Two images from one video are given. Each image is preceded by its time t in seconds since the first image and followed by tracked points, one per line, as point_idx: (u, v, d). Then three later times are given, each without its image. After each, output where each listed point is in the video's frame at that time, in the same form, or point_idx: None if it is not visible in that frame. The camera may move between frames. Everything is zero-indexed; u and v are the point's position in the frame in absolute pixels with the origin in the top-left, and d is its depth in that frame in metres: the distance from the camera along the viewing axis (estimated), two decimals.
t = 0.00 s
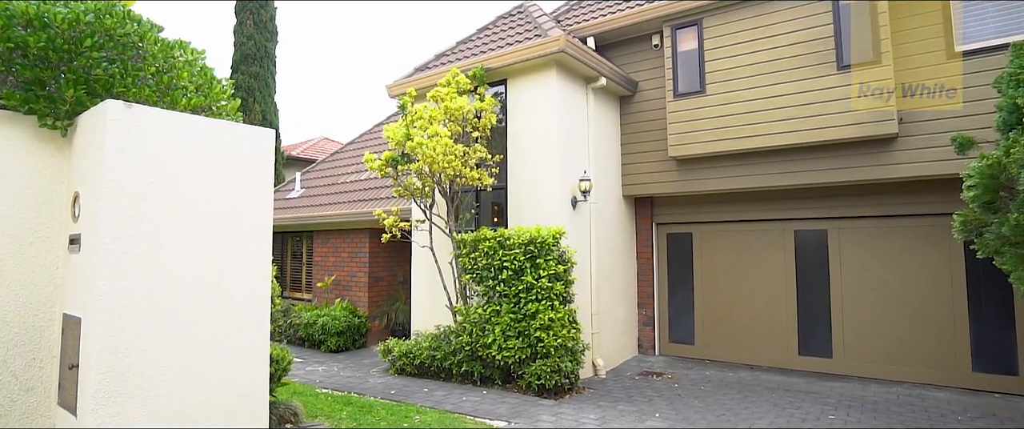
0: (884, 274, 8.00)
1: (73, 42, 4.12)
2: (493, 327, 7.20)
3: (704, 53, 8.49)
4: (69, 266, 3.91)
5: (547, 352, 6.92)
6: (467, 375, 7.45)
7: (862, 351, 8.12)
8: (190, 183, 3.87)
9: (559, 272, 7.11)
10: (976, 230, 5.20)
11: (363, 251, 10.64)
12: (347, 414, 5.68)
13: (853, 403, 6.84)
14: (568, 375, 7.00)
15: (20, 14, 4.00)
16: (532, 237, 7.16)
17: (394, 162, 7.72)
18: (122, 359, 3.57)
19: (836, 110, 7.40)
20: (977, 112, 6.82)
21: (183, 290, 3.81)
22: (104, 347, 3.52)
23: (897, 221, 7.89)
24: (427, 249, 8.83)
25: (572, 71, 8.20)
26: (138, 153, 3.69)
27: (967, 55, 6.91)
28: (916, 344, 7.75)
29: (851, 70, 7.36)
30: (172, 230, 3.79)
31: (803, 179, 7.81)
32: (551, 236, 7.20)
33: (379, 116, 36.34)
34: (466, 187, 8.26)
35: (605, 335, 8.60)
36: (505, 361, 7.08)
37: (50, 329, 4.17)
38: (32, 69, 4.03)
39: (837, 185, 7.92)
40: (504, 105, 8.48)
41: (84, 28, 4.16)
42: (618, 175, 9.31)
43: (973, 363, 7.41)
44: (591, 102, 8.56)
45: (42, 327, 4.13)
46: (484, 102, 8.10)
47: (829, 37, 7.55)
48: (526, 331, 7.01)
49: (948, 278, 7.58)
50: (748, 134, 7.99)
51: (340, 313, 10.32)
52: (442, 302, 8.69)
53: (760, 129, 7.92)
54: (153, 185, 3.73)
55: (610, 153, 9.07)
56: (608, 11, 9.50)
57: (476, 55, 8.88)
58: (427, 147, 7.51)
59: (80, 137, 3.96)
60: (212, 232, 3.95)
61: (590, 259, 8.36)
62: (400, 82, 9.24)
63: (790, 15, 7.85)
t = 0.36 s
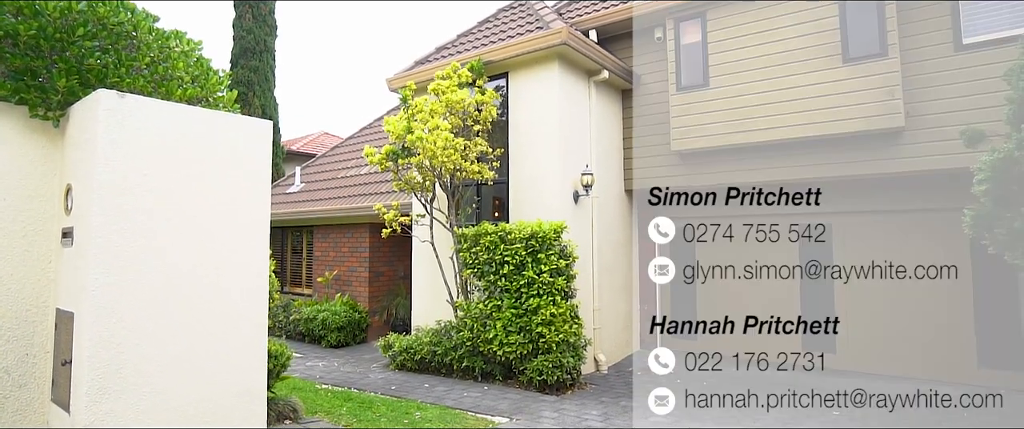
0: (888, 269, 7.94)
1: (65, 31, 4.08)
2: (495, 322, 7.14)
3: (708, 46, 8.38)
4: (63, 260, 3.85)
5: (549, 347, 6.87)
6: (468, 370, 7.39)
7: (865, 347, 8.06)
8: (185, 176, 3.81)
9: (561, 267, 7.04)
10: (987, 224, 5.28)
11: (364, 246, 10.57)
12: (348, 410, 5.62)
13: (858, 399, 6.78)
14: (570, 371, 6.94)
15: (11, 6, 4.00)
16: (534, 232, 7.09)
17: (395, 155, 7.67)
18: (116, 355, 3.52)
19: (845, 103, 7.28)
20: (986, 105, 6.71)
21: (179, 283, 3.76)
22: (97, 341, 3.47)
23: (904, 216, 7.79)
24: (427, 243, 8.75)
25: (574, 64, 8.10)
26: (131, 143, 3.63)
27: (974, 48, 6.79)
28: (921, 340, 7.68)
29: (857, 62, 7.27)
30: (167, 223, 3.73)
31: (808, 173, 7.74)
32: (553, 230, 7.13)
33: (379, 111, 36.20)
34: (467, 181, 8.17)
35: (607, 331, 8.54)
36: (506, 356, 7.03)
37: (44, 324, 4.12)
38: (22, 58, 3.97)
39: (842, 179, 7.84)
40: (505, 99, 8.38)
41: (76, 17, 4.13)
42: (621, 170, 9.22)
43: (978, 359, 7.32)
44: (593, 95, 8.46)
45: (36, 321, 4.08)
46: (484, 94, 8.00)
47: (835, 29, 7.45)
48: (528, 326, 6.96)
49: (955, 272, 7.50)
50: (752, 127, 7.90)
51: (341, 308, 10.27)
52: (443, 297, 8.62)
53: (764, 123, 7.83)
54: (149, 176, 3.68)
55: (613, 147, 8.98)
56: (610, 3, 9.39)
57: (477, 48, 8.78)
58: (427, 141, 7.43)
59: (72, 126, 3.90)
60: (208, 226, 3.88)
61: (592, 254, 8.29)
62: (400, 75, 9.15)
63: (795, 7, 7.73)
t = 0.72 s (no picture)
0: (891, 267, 7.94)
1: (55, 18, 4.04)
2: (496, 317, 7.07)
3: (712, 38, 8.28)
4: (55, 252, 3.78)
5: (552, 342, 6.79)
6: (470, 365, 7.32)
7: (870, 342, 7.99)
8: (180, 168, 3.75)
9: (563, 261, 6.98)
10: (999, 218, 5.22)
11: (364, 240, 10.49)
12: (348, 405, 5.55)
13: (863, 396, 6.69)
14: (572, 366, 6.88)
15: None
16: (536, 226, 7.02)
17: (396, 148, 7.55)
18: (109, 350, 3.45)
19: (852, 95, 7.18)
20: (995, 98, 6.61)
21: (175, 277, 3.69)
22: (89, 336, 3.39)
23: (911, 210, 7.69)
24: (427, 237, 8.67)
25: (576, 56, 8.00)
26: (124, 134, 3.55)
27: (984, 39, 6.68)
28: (927, 335, 7.60)
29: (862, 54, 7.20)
30: (162, 216, 3.66)
31: (812, 166, 7.68)
32: (555, 223, 7.05)
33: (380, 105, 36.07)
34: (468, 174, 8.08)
35: (609, 325, 8.46)
36: (509, 351, 6.97)
37: (36, 320, 4.05)
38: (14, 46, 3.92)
39: (848, 173, 7.75)
40: (506, 91, 8.28)
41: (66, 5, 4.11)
42: (624, 163, 9.13)
43: (986, 353, 7.24)
44: (595, 88, 8.36)
45: (28, 316, 4.02)
46: (484, 86, 7.89)
47: (841, 21, 7.36)
48: (531, 321, 6.88)
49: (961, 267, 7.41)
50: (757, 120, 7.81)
51: (341, 303, 10.21)
52: (444, 292, 8.55)
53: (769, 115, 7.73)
54: (143, 168, 3.61)
55: (615, 140, 8.89)
56: None
57: (478, 40, 8.69)
58: (428, 133, 7.34)
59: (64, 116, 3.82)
60: (204, 219, 3.82)
61: (595, 248, 8.20)
62: (400, 68, 9.06)
63: None
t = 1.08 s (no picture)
0: (890, 266, 7.89)
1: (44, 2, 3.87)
2: (498, 312, 6.99)
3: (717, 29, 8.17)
4: (45, 246, 3.67)
5: (554, 337, 6.71)
6: (471, 360, 7.24)
7: (876, 338, 7.91)
8: (174, 158, 3.67)
9: (565, 255, 6.88)
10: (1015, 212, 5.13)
11: (364, 234, 10.41)
12: (348, 401, 5.47)
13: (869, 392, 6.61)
14: (575, 361, 6.80)
15: None
16: (538, 219, 6.92)
17: (396, 141, 7.47)
18: (101, 346, 3.36)
19: (860, 87, 7.07)
20: (1005, 90, 6.50)
21: (169, 270, 3.62)
22: (79, 331, 3.30)
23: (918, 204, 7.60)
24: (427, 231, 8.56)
25: (579, 48, 7.89)
26: (116, 123, 3.46)
27: (995, 30, 6.56)
28: (933, 330, 7.51)
29: (870, 45, 7.08)
30: (155, 208, 3.58)
31: (819, 159, 7.58)
32: (558, 216, 6.96)
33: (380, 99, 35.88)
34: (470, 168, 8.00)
35: (612, 320, 8.38)
36: (511, 346, 6.88)
37: (27, 313, 3.99)
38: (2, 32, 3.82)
39: (854, 166, 7.64)
40: (508, 83, 8.17)
41: None
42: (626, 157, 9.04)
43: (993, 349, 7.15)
44: (598, 80, 8.25)
45: (19, 311, 3.94)
46: (484, 77, 7.78)
47: (849, 11, 7.24)
48: (533, 316, 6.79)
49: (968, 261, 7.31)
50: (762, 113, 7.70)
51: (341, 297, 10.13)
52: (446, 286, 8.47)
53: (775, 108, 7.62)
54: (136, 159, 3.53)
55: (618, 133, 8.78)
56: None
57: (479, 32, 8.58)
58: (429, 125, 7.23)
59: (55, 106, 3.70)
60: (198, 211, 3.74)
61: (598, 242, 8.11)
62: (400, 60, 8.95)
63: None
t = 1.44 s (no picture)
0: (890, 266, 7.83)
1: None
2: (501, 310, 6.88)
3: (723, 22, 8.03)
4: (33, 241, 3.57)
5: (558, 335, 6.61)
6: (473, 358, 7.13)
7: (884, 336, 7.79)
8: (167, 150, 3.56)
9: (569, 252, 6.77)
10: None
11: (365, 230, 10.30)
12: (348, 401, 5.36)
13: (872, 391, 6.47)
14: (580, 359, 6.69)
15: None
16: (542, 215, 6.81)
17: (396, 136, 7.37)
18: (89, 345, 3.25)
19: (867, 81, 6.94)
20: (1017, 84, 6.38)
21: (161, 266, 3.51)
22: (67, 329, 3.20)
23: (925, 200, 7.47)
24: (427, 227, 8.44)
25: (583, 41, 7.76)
26: (106, 114, 3.35)
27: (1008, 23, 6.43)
28: (942, 328, 7.39)
29: (881, 39, 6.94)
30: (147, 201, 3.47)
31: (826, 155, 7.44)
32: (562, 212, 6.84)
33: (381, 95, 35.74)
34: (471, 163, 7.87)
35: (616, 318, 8.28)
36: (514, 344, 6.78)
37: (16, 311, 3.88)
38: None
39: (862, 162, 7.51)
40: (511, 77, 8.05)
41: None
42: (629, 152, 8.92)
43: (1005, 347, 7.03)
44: (601, 74, 8.12)
45: (7, 308, 3.84)
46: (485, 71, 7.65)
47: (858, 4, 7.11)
48: (537, 314, 6.69)
49: (978, 259, 7.19)
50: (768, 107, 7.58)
51: (342, 294, 10.03)
52: (448, 283, 8.37)
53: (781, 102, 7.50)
54: (128, 150, 3.42)
55: (622, 128, 8.66)
56: None
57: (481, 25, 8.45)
58: (429, 120, 7.10)
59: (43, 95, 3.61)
60: (191, 205, 3.63)
61: (602, 239, 7.99)
62: (400, 54, 8.82)
63: None
